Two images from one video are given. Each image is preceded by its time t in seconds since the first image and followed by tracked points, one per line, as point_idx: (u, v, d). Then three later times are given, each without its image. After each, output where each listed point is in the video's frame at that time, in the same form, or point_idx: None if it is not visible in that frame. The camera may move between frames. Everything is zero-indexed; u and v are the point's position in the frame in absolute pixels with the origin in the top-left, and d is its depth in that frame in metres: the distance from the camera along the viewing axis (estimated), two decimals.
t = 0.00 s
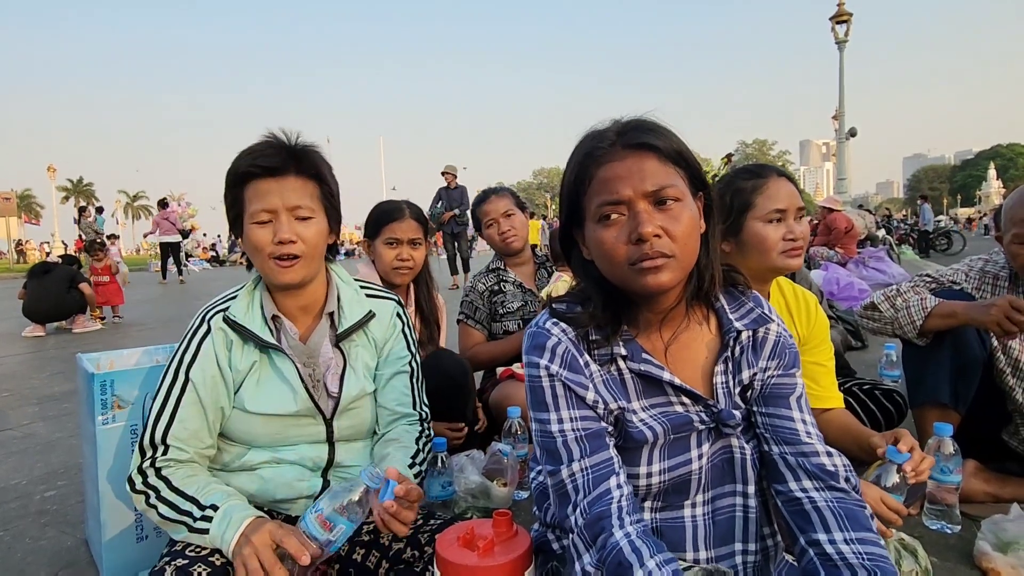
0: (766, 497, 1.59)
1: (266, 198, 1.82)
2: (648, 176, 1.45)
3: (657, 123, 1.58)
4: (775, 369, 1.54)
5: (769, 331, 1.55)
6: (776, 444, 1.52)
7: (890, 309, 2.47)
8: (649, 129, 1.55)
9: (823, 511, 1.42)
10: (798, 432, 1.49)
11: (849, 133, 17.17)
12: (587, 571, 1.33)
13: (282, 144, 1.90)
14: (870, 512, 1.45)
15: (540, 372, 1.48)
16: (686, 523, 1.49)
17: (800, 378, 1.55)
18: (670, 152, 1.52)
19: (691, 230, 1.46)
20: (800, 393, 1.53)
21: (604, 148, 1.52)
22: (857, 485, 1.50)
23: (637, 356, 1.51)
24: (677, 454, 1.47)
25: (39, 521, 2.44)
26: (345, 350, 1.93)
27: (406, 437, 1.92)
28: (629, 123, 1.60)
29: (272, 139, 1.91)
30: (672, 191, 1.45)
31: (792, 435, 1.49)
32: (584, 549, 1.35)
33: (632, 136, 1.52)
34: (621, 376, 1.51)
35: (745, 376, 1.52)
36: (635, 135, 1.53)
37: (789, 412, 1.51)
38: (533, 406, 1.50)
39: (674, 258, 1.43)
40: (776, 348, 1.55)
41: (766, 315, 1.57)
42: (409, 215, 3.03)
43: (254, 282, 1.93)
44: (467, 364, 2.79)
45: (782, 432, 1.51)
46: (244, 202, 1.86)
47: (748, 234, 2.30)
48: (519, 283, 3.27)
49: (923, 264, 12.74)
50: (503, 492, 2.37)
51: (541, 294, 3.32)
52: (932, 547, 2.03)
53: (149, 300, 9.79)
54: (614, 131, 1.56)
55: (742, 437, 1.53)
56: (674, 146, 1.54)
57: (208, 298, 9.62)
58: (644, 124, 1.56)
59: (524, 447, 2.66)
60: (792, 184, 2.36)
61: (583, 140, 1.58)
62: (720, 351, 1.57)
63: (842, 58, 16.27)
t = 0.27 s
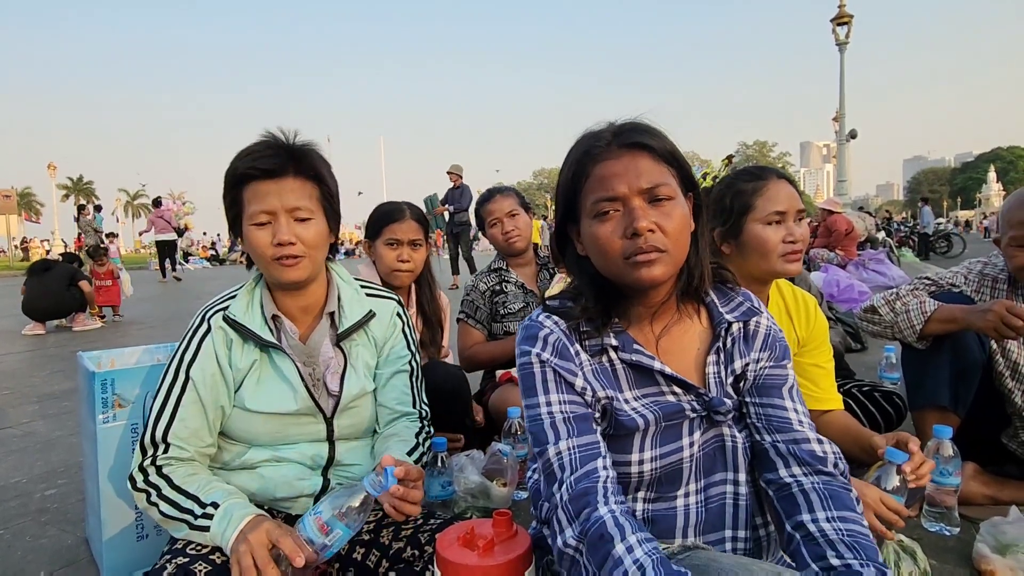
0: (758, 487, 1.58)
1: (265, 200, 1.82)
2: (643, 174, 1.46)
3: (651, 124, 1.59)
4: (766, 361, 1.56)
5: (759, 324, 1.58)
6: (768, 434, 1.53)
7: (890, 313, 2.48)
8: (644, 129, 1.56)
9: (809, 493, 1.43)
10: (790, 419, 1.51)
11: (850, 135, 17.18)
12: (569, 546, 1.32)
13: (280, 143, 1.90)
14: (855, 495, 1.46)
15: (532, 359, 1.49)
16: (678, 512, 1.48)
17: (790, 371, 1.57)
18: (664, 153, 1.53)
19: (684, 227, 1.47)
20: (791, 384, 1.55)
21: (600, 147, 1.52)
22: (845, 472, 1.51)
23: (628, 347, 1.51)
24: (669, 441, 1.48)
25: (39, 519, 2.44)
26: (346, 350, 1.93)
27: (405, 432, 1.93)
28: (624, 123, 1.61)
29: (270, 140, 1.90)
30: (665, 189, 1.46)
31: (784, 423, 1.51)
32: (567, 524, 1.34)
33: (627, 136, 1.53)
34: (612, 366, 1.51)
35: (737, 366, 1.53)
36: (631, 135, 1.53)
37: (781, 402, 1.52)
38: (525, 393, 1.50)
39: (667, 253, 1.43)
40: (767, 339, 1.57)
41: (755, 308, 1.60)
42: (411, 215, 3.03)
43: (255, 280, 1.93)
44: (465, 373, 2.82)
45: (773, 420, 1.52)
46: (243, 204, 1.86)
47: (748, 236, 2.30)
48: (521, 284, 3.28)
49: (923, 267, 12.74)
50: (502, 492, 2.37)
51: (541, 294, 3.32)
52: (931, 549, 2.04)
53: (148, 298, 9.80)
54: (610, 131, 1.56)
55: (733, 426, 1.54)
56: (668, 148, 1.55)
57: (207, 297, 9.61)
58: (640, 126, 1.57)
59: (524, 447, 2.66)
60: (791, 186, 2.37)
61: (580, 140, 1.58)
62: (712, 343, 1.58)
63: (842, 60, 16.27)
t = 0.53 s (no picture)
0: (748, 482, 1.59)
1: (266, 200, 1.82)
2: (641, 176, 1.46)
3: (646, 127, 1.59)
4: (754, 358, 1.57)
5: (748, 322, 1.58)
6: (755, 429, 1.53)
7: (891, 315, 2.48)
8: (640, 132, 1.56)
9: (797, 490, 1.44)
10: (776, 415, 1.51)
11: (850, 137, 17.17)
12: (577, 543, 1.32)
13: (282, 142, 1.89)
14: (842, 491, 1.47)
15: (529, 362, 1.48)
16: (676, 509, 1.48)
17: (778, 367, 1.58)
18: (660, 156, 1.53)
19: (679, 227, 1.48)
20: (779, 380, 1.56)
21: (598, 148, 1.52)
22: (831, 468, 1.52)
23: (621, 344, 1.51)
24: (664, 438, 1.48)
25: (39, 516, 2.45)
26: (347, 350, 1.93)
27: (409, 434, 1.93)
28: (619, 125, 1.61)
29: (270, 139, 1.89)
30: (661, 191, 1.47)
31: (770, 419, 1.51)
32: (575, 521, 1.34)
33: (624, 138, 1.53)
34: (607, 364, 1.51)
35: (726, 362, 1.54)
36: (627, 137, 1.54)
37: (768, 398, 1.53)
38: (523, 396, 1.49)
39: (662, 253, 1.44)
40: (755, 337, 1.58)
41: (744, 307, 1.62)
42: (406, 213, 3.04)
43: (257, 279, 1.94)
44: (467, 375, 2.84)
45: (761, 416, 1.52)
46: (244, 204, 1.86)
47: (747, 237, 2.30)
48: (523, 286, 3.27)
49: (923, 269, 12.72)
50: (503, 492, 2.38)
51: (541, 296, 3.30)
52: (931, 551, 2.04)
53: (148, 297, 9.79)
54: (607, 133, 1.57)
55: (726, 422, 1.55)
56: (664, 151, 1.55)
57: (208, 295, 9.61)
58: (636, 129, 1.57)
59: (525, 447, 2.66)
60: (791, 187, 2.37)
61: (577, 141, 1.58)
62: (703, 339, 1.58)
63: (843, 61, 16.27)
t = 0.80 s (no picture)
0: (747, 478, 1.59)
1: (269, 199, 1.82)
2: (642, 181, 1.46)
3: (647, 131, 1.59)
4: (752, 355, 1.57)
5: (746, 321, 1.59)
6: (753, 425, 1.53)
7: (894, 319, 2.48)
8: (641, 137, 1.55)
9: (796, 486, 1.43)
10: (774, 411, 1.51)
11: (852, 139, 17.16)
12: (586, 532, 1.32)
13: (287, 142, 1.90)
14: (840, 487, 1.46)
15: (533, 358, 1.48)
16: (677, 505, 1.48)
17: (776, 366, 1.58)
18: (661, 161, 1.53)
19: (680, 232, 1.49)
20: (776, 377, 1.56)
21: (599, 153, 1.52)
22: (829, 464, 1.51)
23: (622, 342, 1.51)
24: (664, 435, 1.48)
25: (40, 514, 2.45)
26: (349, 350, 1.93)
27: (411, 437, 1.92)
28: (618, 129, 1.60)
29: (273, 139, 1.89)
30: (663, 197, 1.47)
31: (768, 415, 1.51)
32: (584, 510, 1.34)
33: (625, 144, 1.52)
34: (608, 360, 1.51)
35: (726, 361, 1.55)
36: (629, 143, 1.53)
37: (765, 395, 1.53)
38: (529, 390, 1.49)
39: (664, 258, 1.45)
40: (753, 336, 1.58)
41: (743, 306, 1.63)
42: (402, 212, 3.05)
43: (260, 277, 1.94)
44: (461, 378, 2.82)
45: (759, 412, 1.52)
46: (249, 202, 1.86)
47: (748, 239, 2.30)
48: (526, 289, 3.27)
49: (925, 272, 12.69)
50: (503, 492, 2.37)
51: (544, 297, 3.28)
52: (932, 553, 2.04)
53: (149, 296, 9.79)
54: (607, 137, 1.56)
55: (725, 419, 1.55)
56: (664, 155, 1.55)
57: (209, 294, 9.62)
58: (637, 133, 1.57)
59: (525, 447, 2.66)
60: (792, 189, 2.36)
61: (577, 145, 1.57)
62: (702, 338, 1.59)
63: (845, 63, 16.26)
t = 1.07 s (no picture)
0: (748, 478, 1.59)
1: (273, 198, 1.82)
2: (654, 182, 1.46)
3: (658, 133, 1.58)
4: (755, 359, 1.57)
5: (750, 323, 1.60)
6: (756, 426, 1.52)
7: (902, 323, 2.46)
8: (652, 138, 1.55)
9: (798, 487, 1.43)
10: (777, 413, 1.50)
11: (854, 141, 17.14)
12: (591, 529, 1.31)
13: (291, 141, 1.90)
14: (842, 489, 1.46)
15: (538, 355, 1.47)
16: (679, 506, 1.48)
17: (778, 367, 1.58)
18: (672, 164, 1.53)
19: (688, 235, 1.49)
20: (778, 380, 1.56)
21: (612, 153, 1.50)
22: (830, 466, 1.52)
23: (626, 341, 1.51)
24: (666, 435, 1.48)
25: (40, 512, 2.45)
26: (351, 349, 1.93)
27: (411, 443, 1.91)
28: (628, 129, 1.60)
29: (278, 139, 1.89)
30: (673, 200, 1.47)
31: (770, 416, 1.50)
32: (589, 507, 1.33)
33: (637, 145, 1.52)
34: (613, 359, 1.51)
35: (729, 362, 1.55)
36: (641, 144, 1.52)
37: (768, 397, 1.52)
38: (533, 388, 1.48)
39: (674, 261, 1.45)
40: (756, 338, 1.59)
41: (747, 309, 1.63)
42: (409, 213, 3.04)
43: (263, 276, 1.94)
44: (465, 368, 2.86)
45: (760, 414, 1.51)
46: (252, 202, 1.86)
47: (749, 241, 2.30)
48: (529, 290, 3.27)
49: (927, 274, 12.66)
50: (503, 493, 2.37)
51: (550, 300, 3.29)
52: (933, 556, 2.03)
53: (151, 294, 9.79)
54: (619, 137, 1.55)
55: (727, 420, 1.55)
56: (675, 158, 1.55)
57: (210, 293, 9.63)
58: (647, 134, 1.56)
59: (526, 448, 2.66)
60: (795, 191, 2.36)
61: (587, 144, 1.57)
62: (706, 339, 1.59)
63: (848, 64, 16.22)
